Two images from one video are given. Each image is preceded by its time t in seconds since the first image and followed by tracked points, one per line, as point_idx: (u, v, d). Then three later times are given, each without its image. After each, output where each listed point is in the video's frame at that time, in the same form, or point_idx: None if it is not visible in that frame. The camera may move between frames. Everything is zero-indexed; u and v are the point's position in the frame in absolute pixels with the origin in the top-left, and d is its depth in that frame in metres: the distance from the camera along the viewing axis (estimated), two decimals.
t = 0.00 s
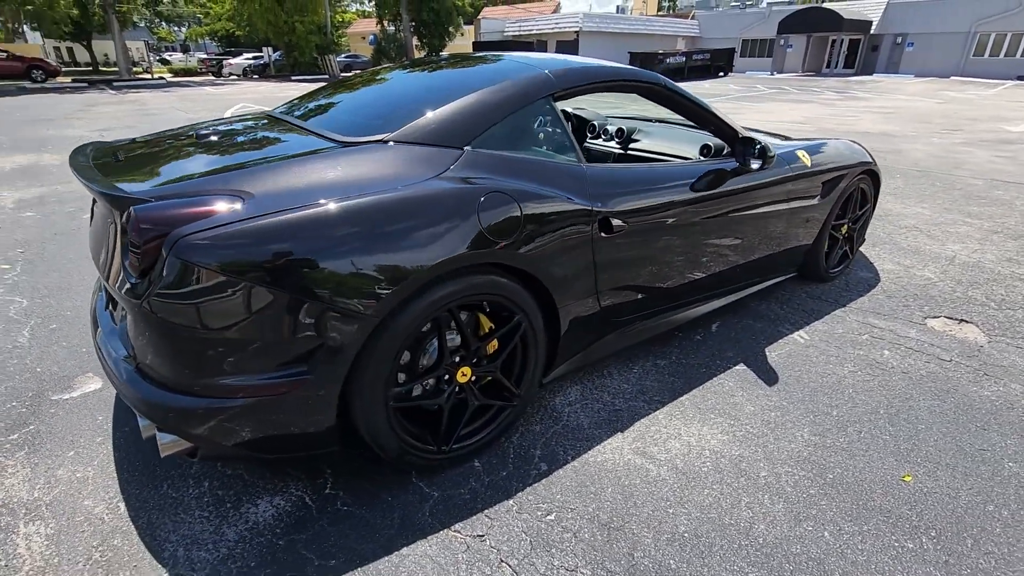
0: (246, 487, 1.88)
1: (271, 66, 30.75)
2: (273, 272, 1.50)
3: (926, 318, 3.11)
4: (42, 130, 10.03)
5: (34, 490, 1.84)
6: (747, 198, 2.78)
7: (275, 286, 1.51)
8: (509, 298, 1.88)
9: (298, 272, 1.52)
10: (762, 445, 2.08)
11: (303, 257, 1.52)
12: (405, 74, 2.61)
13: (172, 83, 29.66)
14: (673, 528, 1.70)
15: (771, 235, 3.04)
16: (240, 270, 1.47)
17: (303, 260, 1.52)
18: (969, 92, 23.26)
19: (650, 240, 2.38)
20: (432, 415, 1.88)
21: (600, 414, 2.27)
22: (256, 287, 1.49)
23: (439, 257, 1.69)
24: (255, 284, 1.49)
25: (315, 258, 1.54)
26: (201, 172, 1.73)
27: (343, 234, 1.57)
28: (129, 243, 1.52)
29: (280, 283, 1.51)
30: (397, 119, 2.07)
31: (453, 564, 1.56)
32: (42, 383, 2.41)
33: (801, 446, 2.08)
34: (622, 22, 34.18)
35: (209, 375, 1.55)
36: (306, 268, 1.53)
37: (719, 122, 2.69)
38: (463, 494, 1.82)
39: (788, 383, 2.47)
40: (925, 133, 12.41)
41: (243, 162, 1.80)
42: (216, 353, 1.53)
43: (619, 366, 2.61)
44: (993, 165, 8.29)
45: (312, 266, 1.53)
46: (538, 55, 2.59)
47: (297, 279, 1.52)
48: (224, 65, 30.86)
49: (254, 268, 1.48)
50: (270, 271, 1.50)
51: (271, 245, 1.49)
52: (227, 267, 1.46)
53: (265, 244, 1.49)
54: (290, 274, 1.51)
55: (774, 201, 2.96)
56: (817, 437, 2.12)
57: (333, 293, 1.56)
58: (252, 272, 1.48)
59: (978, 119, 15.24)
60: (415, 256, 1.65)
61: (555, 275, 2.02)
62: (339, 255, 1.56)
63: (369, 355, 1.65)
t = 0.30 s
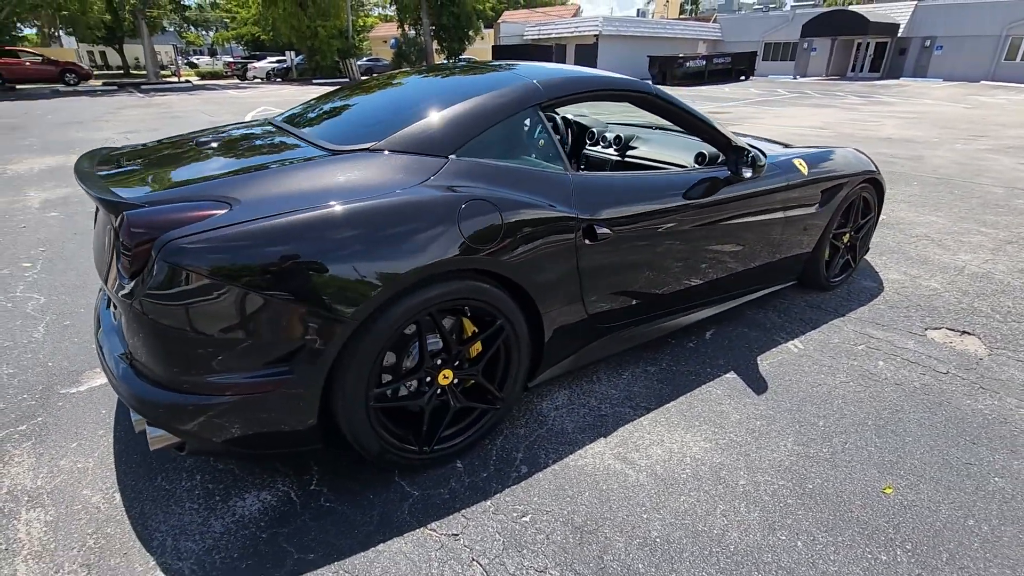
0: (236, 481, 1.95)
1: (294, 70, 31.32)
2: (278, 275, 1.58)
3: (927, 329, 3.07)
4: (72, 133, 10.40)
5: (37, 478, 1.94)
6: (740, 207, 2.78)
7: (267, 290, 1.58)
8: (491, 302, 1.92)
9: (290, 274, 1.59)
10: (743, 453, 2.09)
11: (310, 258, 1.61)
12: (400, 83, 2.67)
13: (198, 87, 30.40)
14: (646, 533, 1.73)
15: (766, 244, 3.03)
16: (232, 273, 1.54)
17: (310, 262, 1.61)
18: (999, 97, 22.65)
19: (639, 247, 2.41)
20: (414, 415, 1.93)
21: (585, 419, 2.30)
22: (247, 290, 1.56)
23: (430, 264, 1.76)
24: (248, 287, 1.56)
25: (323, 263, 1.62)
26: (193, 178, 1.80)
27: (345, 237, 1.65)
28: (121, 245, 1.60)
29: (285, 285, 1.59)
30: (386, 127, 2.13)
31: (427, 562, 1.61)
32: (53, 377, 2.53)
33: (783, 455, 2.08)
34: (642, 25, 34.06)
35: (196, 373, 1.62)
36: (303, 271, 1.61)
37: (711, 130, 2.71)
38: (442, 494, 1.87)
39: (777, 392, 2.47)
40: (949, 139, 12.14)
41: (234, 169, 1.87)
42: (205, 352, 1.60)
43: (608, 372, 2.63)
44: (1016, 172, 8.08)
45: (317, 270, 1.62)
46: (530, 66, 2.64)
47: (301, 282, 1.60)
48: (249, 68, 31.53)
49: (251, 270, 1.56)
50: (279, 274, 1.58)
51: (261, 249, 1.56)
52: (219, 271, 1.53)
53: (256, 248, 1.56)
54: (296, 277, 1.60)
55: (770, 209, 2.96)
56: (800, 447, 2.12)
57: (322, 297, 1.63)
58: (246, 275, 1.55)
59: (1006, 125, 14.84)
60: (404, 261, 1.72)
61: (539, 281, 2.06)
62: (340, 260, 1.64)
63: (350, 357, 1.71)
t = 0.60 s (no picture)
0: (226, 478, 1.99)
1: (312, 72, 31.72)
2: (284, 276, 1.64)
3: (929, 339, 3.02)
4: (94, 133, 10.66)
5: (36, 470, 2.00)
6: (736, 214, 2.77)
7: (255, 293, 1.62)
8: (477, 307, 1.95)
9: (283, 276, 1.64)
10: (730, 462, 2.08)
11: (308, 260, 1.66)
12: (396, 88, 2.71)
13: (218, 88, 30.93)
14: (624, 540, 1.73)
15: (764, 251, 3.01)
16: (222, 276, 1.58)
17: (316, 263, 1.67)
18: None
19: (630, 253, 2.41)
20: (398, 416, 1.96)
21: (573, 424, 2.30)
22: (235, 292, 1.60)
23: (422, 268, 1.80)
24: (238, 290, 1.60)
25: (330, 266, 1.68)
26: (184, 182, 1.84)
27: (344, 240, 1.71)
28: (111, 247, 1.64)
29: (289, 285, 1.65)
30: (377, 133, 2.16)
31: (404, 562, 1.63)
32: (58, 372, 2.60)
33: (770, 465, 2.07)
34: (659, 29, 33.92)
35: (184, 372, 1.66)
36: (299, 274, 1.65)
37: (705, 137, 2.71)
38: (425, 496, 1.89)
39: (770, 401, 2.45)
40: (969, 145, 11.89)
41: (225, 173, 1.91)
42: (194, 352, 1.64)
43: (600, 377, 2.63)
44: None
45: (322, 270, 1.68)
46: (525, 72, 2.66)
47: (309, 282, 1.67)
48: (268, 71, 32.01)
49: (244, 271, 1.60)
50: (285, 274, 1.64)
51: (251, 252, 1.61)
52: (210, 274, 1.57)
53: (246, 252, 1.60)
54: (302, 278, 1.66)
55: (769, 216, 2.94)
56: (788, 457, 2.11)
57: (308, 300, 1.66)
58: (236, 277, 1.59)
59: None
60: (395, 265, 1.76)
61: (526, 286, 2.07)
62: (340, 263, 1.69)
63: (334, 357, 1.74)
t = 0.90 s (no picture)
0: (210, 481, 1.99)
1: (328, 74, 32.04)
2: (286, 280, 1.65)
3: (936, 351, 2.94)
4: (113, 135, 10.87)
5: (26, 469, 2.02)
6: (735, 220, 2.72)
7: (242, 299, 1.62)
8: (462, 313, 1.93)
9: (275, 282, 1.64)
10: (720, 475, 2.03)
11: (288, 265, 1.65)
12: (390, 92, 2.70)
13: (237, 91, 31.41)
14: (605, 554, 1.70)
15: (765, 258, 2.95)
16: (209, 282, 1.59)
17: (318, 269, 1.68)
18: None
19: (623, 260, 2.38)
20: (381, 423, 1.94)
21: (562, 433, 2.27)
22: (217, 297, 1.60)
23: (413, 273, 1.80)
24: (215, 295, 1.60)
25: (332, 272, 1.70)
26: (169, 185, 1.84)
27: (341, 243, 1.72)
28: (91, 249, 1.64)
29: (294, 288, 1.66)
30: (365, 137, 2.15)
31: (380, 572, 1.61)
32: (56, 372, 2.63)
33: (762, 479, 2.01)
34: (675, 31, 33.71)
35: (163, 375, 1.66)
36: (293, 281, 1.66)
37: (703, 142, 2.67)
38: (406, 504, 1.87)
39: (765, 412, 2.39)
40: (991, 150, 11.61)
41: (211, 176, 1.91)
42: (174, 356, 1.64)
43: (593, 385, 2.60)
44: None
45: (323, 274, 1.69)
46: (520, 76, 2.64)
47: (314, 288, 1.68)
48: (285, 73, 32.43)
49: (236, 276, 1.61)
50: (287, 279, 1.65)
51: (237, 257, 1.61)
52: (194, 279, 1.57)
53: (232, 257, 1.60)
54: (307, 282, 1.67)
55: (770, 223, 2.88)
56: (781, 471, 2.05)
57: (288, 305, 1.66)
58: (223, 282, 1.60)
59: None
60: (382, 271, 1.75)
61: (512, 293, 2.05)
62: (330, 268, 1.70)
63: (315, 363, 1.73)
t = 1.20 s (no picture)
0: (188, 491, 1.97)
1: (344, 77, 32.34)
2: (292, 290, 1.65)
3: (945, 367, 2.82)
4: (130, 137, 11.07)
5: (7, 475, 2.01)
6: (733, 230, 2.64)
7: (226, 310, 1.60)
8: (443, 324, 1.89)
9: (268, 292, 1.63)
10: (709, 496, 1.96)
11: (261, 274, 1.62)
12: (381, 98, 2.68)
13: (254, 93, 31.86)
14: None
15: (766, 268, 2.87)
16: (191, 292, 1.57)
17: (320, 279, 1.67)
18: None
19: (615, 270, 2.32)
20: (359, 434, 1.91)
21: (549, 447, 2.21)
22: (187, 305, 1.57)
23: (397, 282, 1.77)
24: (186, 304, 1.57)
25: (334, 283, 1.69)
26: (148, 192, 1.83)
27: (338, 249, 1.71)
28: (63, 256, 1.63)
29: (299, 300, 1.66)
30: (348, 143, 2.12)
31: None
32: (48, 375, 2.64)
33: (752, 501, 1.94)
34: (691, 34, 33.46)
35: (135, 385, 1.63)
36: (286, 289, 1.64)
37: (699, 148, 2.61)
38: (382, 519, 1.83)
39: (761, 429, 2.31)
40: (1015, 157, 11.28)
41: (191, 183, 1.90)
42: (147, 366, 1.62)
43: (584, 397, 2.54)
44: None
45: (328, 286, 1.69)
46: (511, 82, 2.61)
47: (316, 299, 1.67)
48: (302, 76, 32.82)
49: (226, 286, 1.60)
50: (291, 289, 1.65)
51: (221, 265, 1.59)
52: (171, 288, 1.56)
53: (212, 265, 1.59)
54: (309, 293, 1.66)
55: (771, 232, 2.80)
56: (773, 493, 1.98)
57: (262, 314, 1.63)
58: (205, 291, 1.58)
59: None
60: (358, 281, 1.71)
61: (495, 303, 2.01)
62: (303, 278, 1.66)
63: (290, 373, 1.70)
